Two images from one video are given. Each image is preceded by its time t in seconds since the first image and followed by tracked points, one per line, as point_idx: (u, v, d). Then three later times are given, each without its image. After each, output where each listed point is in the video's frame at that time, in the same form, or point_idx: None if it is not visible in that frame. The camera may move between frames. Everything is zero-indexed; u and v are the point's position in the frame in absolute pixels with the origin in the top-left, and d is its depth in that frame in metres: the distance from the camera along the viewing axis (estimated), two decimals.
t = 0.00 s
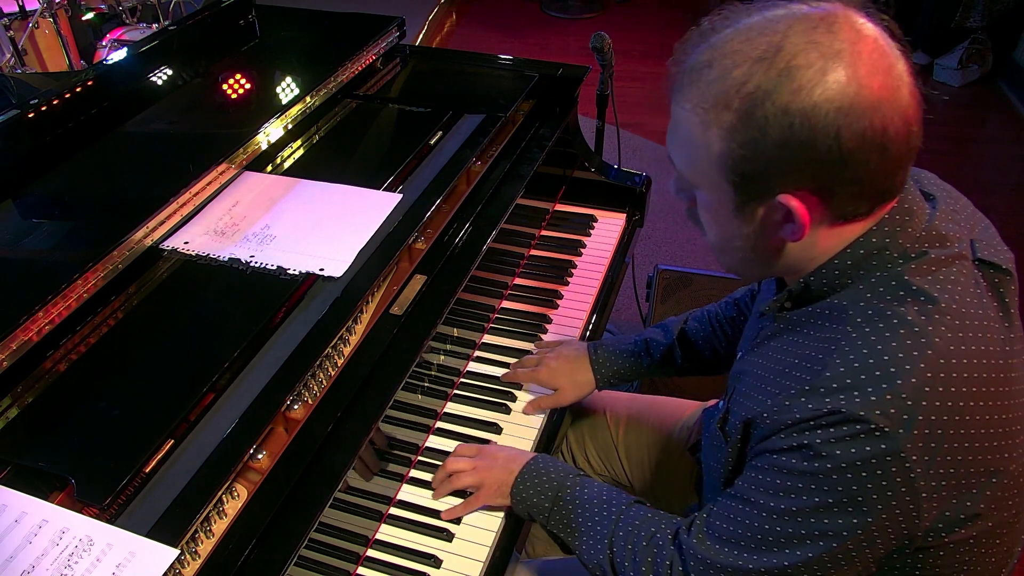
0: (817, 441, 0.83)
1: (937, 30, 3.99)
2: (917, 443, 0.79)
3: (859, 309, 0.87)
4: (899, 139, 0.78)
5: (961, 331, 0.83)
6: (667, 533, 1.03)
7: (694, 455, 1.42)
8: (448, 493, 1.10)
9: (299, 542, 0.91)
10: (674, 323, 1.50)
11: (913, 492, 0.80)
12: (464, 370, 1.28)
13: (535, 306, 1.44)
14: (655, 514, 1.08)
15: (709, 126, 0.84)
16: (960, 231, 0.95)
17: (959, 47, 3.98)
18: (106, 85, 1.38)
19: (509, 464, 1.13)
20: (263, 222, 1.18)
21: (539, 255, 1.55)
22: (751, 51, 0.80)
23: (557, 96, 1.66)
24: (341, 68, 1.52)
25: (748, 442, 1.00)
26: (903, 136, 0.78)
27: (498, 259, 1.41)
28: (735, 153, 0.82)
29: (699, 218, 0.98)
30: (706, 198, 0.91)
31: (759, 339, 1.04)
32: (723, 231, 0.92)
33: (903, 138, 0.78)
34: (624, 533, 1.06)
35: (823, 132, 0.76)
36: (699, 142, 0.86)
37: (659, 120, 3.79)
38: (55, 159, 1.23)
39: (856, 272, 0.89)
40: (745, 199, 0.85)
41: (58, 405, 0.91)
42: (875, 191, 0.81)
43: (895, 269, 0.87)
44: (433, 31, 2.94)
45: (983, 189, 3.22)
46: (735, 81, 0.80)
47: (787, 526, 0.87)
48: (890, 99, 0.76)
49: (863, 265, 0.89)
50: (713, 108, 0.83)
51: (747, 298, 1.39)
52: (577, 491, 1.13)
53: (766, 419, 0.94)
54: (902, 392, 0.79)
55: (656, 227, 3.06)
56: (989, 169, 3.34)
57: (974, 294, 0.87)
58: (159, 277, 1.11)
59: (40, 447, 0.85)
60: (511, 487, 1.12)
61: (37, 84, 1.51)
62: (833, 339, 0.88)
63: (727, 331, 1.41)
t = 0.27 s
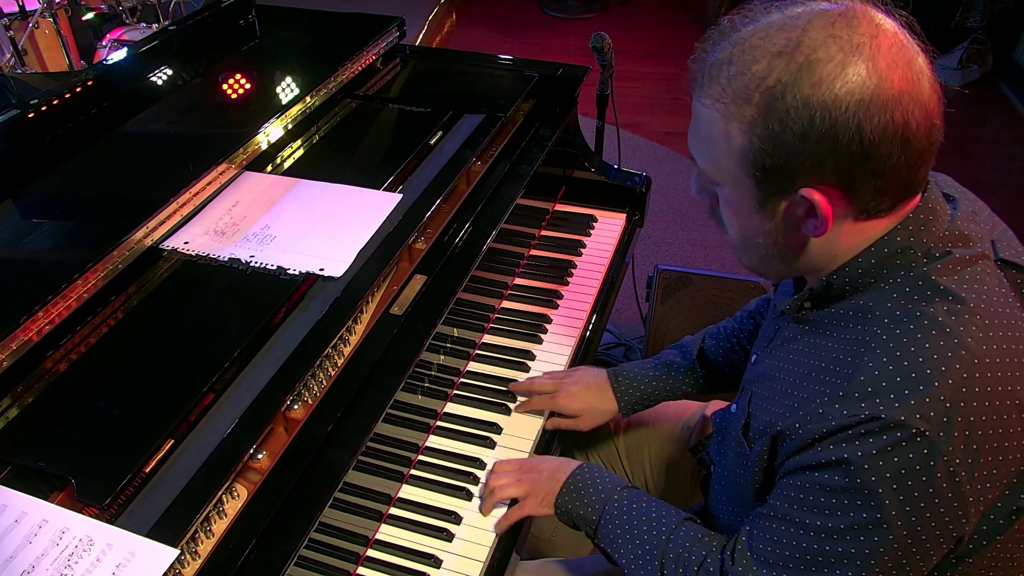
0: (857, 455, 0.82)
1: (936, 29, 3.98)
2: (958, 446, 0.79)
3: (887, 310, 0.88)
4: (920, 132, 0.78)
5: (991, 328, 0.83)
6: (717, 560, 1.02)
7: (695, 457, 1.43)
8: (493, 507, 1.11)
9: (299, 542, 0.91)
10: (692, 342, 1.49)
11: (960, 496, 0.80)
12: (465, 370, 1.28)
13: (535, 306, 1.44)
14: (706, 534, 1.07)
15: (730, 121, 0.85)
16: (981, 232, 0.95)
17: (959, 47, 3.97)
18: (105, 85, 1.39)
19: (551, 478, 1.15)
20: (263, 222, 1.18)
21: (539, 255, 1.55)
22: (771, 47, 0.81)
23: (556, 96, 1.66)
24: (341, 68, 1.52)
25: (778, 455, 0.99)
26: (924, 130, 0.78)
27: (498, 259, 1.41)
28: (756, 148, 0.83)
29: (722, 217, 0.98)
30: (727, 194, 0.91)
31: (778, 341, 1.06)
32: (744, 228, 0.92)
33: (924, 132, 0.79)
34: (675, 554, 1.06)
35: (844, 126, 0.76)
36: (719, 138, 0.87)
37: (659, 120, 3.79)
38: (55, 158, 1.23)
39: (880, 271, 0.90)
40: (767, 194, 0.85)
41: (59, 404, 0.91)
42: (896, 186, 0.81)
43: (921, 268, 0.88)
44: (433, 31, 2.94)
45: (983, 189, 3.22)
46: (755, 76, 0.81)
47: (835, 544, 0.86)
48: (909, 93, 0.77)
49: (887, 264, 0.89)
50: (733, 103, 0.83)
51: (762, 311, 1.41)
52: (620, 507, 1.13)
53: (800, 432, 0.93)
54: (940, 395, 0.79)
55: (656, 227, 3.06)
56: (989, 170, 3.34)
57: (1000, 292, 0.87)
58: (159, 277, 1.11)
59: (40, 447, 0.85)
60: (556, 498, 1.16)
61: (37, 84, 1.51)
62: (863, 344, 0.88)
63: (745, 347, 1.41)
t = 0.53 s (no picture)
0: (857, 444, 0.82)
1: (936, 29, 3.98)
2: (958, 438, 0.79)
3: (887, 304, 0.88)
4: (928, 129, 0.78)
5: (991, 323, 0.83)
6: (712, 553, 1.02)
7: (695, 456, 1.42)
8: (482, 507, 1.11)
9: (299, 542, 0.91)
10: (689, 342, 1.49)
11: (958, 490, 0.80)
12: (464, 370, 1.28)
13: (535, 306, 1.44)
14: (696, 530, 1.08)
15: (740, 111, 0.84)
16: (981, 230, 0.95)
17: (959, 47, 3.97)
18: (106, 85, 1.39)
19: (546, 480, 1.15)
20: (263, 222, 1.18)
21: (539, 255, 1.55)
22: (784, 38, 0.81)
23: (556, 96, 1.66)
24: (341, 68, 1.52)
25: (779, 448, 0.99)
26: (932, 127, 0.78)
27: (498, 259, 1.41)
28: (765, 139, 0.82)
29: (725, 210, 0.98)
30: (732, 186, 0.91)
31: (780, 339, 1.06)
32: (748, 220, 0.92)
33: (931, 129, 0.79)
34: (667, 550, 1.07)
35: (854, 119, 0.76)
36: (728, 130, 0.87)
37: (659, 120, 3.79)
38: (55, 158, 1.23)
39: (880, 267, 0.90)
40: (772, 187, 0.85)
41: (59, 404, 0.91)
42: (901, 182, 0.81)
43: (921, 264, 0.88)
44: (433, 31, 2.94)
45: (983, 188, 3.22)
46: (766, 67, 0.81)
47: (832, 535, 0.86)
48: (919, 89, 0.77)
49: (889, 260, 0.89)
50: (744, 93, 0.83)
51: (761, 314, 1.40)
52: (613, 507, 1.14)
53: (800, 423, 0.93)
54: (940, 386, 0.79)
55: (657, 227, 3.06)
56: (989, 170, 3.34)
57: (999, 289, 0.87)
58: (159, 277, 1.11)
59: (40, 447, 0.85)
60: (550, 502, 1.16)
61: (37, 84, 1.51)
62: (864, 337, 0.88)
63: (740, 348, 1.41)
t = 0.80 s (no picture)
0: (843, 428, 0.83)
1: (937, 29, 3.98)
2: (944, 425, 0.79)
3: (878, 294, 0.88)
4: (921, 121, 0.79)
5: (980, 313, 0.83)
6: (701, 538, 1.03)
7: (695, 456, 1.41)
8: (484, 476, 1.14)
9: (299, 542, 0.91)
10: (692, 324, 1.50)
11: (945, 477, 0.80)
12: (464, 370, 1.28)
13: (535, 306, 1.44)
14: (690, 519, 1.08)
15: (736, 102, 0.84)
16: (977, 226, 0.95)
17: (959, 47, 3.97)
18: (106, 85, 1.39)
19: (550, 461, 1.16)
20: (263, 222, 1.18)
21: (539, 255, 1.55)
22: (779, 30, 0.81)
23: (557, 96, 1.66)
24: (341, 68, 1.52)
25: (771, 435, 0.99)
26: (925, 119, 0.79)
27: (498, 259, 1.41)
28: (760, 130, 0.82)
29: (722, 203, 0.98)
30: (728, 177, 0.91)
31: (775, 332, 1.05)
32: (745, 212, 0.92)
33: (924, 122, 0.79)
34: (659, 536, 1.07)
35: (848, 110, 0.76)
36: (725, 120, 0.87)
37: (659, 120, 3.79)
38: (55, 158, 1.23)
39: (873, 260, 0.90)
40: (769, 177, 0.85)
41: (59, 404, 0.91)
42: (895, 175, 0.81)
43: (913, 256, 0.88)
44: (433, 31, 2.94)
45: (983, 188, 3.22)
46: (762, 58, 0.81)
47: (819, 519, 0.86)
48: (912, 81, 0.77)
49: (882, 253, 0.89)
50: (741, 84, 0.83)
51: (764, 300, 1.41)
52: (611, 493, 1.14)
53: (791, 409, 0.94)
54: (926, 373, 0.79)
55: (657, 226, 3.06)
56: (989, 169, 3.34)
57: (991, 282, 0.87)
58: (159, 277, 1.11)
59: (40, 447, 0.85)
60: (550, 485, 1.15)
61: (37, 84, 1.51)
62: (854, 325, 0.89)
63: (744, 332, 1.42)
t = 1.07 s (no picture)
0: (826, 417, 0.84)
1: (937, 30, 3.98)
2: (927, 422, 0.79)
3: (872, 291, 0.88)
4: (922, 121, 0.79)
5: (973, 315, 0.83)
6: (674, 510, 1.06)
7: (694, 455, 1.41)
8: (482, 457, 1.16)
9: (299, 542, 0.91)
10: (690, 322, 1.51)
11: (922, 473, 0.80)
12: (464, 370, 1.28)
13: (535, 307, 1.44)
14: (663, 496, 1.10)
15: (738, 98, 0.84)
16: (974, 227, 0.96)
17: (959, 47, 3.97)
18: (105, 85, 1.39)
19: (540, 448, 1.17)
20: (263, 222, 1.18)
21: (539, 255, 1.55)
22: (784, 27, 0.81)
23: (557, 96, 1.66)
24: (341, 68, 1.52)
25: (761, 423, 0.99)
26: (927, 120, 0.79)
27: (498, 259, 1.41)
28: (761, 127, 0.82)
29: (719, 199, 0.98)
30: (727, 174, 0.91)
31: (772, 329, 1.05)
32: (743, 210, 0.92)
33: (926, 122, 0.79)
34: (634, 511, 1.09)
35: (850, 109, 0.76)
36: (726, 116, 0.87)
37: (659, 120, 3.79)
38: (55, 158, 1.23)
39: (869, 259, 0.90)
40: (768, 174, 0.85)
41: (59, 404, 0.91)
42: (895, 174, 0.81)
43: (908, 256, 0.88)
44: (433, 31, 2.94)
45: (983, 188, 3.22)
46: (766, 55, 0.81)
47: (794, 502, 0.87)
48: (915, 82, 0.77)
49: (878, 252, 0.89)
50: (744, 79, 0.83)
51: (762, 301, 1.40)
52: (596, 474, 1.16)
53: (778, 398, 0.94)
54: (913, 370, 0.79)
55: (657, 226, 3.06)
56: (989, 169, 3.34)
57: (985, 283, 0.87)
58: (159, 277, 1.11)
59: (40, 447, 0.85)
60: (539, 470, 1.16)
61: (37, 84, 1.51)
62: (845, 319, 0.89)
63: (740, 331, 1.42)
